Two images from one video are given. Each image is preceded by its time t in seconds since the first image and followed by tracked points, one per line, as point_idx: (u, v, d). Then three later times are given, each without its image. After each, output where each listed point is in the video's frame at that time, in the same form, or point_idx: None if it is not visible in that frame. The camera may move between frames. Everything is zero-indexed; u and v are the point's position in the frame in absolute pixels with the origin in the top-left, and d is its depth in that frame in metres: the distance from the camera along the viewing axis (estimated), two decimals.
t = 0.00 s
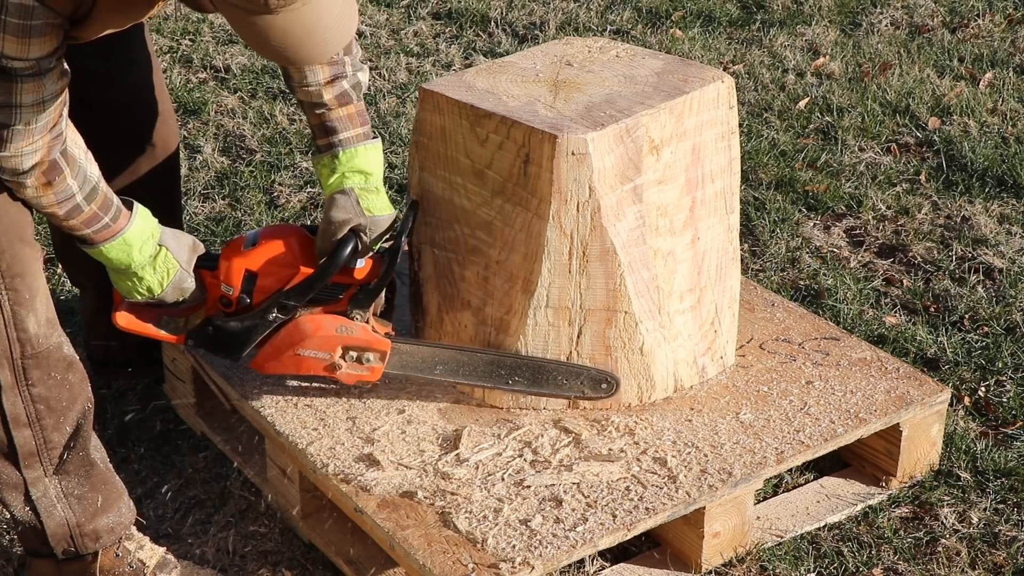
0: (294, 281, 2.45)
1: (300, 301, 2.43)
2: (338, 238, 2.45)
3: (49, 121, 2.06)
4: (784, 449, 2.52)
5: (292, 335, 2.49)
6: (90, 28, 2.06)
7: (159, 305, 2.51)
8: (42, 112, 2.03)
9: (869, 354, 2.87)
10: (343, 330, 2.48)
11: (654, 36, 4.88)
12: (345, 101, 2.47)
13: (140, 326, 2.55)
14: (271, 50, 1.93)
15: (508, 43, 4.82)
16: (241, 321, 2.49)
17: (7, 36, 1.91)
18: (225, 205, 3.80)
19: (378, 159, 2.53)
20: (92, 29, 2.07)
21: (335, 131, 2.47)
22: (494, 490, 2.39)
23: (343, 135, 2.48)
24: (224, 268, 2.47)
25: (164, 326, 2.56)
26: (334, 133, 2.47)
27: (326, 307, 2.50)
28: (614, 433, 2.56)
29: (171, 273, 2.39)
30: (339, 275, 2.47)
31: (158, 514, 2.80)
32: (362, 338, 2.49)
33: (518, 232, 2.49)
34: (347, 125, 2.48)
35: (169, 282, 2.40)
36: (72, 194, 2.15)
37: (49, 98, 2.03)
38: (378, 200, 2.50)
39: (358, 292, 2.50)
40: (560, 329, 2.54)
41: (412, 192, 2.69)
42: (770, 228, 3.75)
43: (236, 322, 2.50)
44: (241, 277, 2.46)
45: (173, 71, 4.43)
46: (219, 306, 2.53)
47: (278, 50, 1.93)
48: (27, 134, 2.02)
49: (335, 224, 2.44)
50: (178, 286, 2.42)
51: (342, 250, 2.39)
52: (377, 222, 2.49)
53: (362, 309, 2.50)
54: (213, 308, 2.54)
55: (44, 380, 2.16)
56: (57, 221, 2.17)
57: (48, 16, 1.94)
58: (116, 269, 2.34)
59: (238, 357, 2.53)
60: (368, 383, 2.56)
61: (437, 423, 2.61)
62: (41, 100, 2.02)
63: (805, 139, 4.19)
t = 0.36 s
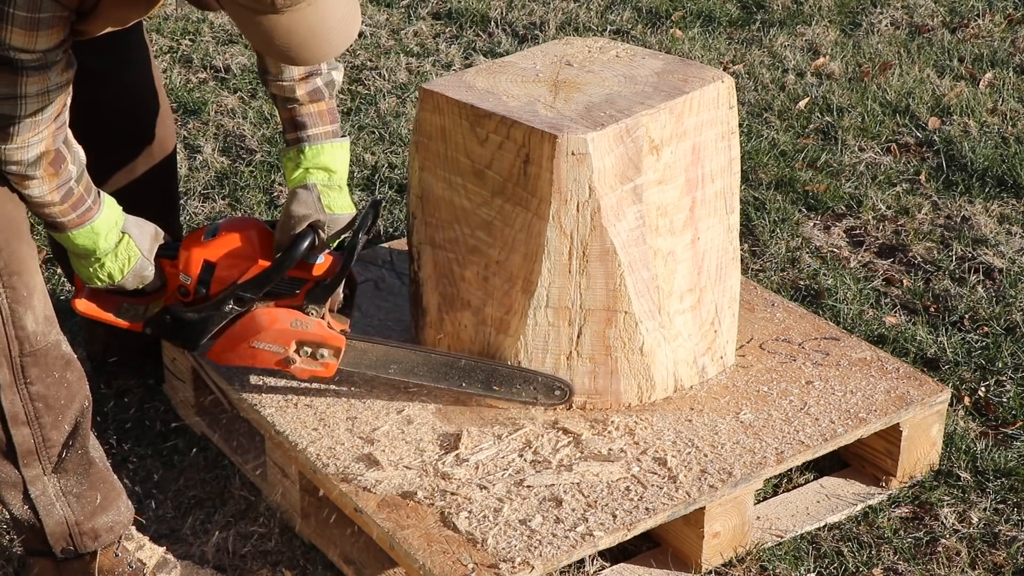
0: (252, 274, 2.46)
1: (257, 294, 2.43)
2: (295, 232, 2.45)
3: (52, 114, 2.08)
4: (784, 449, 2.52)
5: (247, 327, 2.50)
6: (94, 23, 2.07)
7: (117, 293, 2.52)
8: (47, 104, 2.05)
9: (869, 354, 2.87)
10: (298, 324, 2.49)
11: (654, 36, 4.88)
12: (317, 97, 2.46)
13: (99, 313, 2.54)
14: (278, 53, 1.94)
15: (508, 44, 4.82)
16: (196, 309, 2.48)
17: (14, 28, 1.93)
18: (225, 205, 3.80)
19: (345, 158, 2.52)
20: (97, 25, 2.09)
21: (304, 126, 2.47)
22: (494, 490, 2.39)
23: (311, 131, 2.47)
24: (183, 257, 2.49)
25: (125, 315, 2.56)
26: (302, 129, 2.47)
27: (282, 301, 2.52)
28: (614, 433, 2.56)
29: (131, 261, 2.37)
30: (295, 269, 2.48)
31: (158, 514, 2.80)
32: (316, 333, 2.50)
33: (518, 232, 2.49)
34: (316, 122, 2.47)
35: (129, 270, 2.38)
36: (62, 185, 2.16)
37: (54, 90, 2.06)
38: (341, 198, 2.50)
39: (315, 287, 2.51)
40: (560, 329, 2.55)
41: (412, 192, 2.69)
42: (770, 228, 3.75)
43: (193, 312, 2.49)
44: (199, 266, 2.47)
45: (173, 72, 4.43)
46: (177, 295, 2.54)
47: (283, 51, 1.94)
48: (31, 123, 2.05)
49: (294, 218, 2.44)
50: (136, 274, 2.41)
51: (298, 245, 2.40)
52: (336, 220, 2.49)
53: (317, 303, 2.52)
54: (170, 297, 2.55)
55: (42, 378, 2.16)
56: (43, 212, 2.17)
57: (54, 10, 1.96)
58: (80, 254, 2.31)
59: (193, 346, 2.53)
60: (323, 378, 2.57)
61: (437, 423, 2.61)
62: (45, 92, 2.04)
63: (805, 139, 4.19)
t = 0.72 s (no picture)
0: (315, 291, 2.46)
1: (318, 311, 2.43)
2: (354, 248, 2.46)
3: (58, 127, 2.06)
4: (784, 449, 2.52)
5: (306, 348, 2.47)
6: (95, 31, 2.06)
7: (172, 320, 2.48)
8: (51, 117, 2.03)
9: (869, 354, 2.87)
10: (359, 341, 2.47)
11: (654, 36, 4.88)
12: (360, 110, 2.47)
13: (154, 342, 2.50)
14: (284, 58, 1.94)
15: (508, 44, 4.82)
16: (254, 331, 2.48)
17: (18, 41, 1.92)
18: (225, 205, 3.80)
19: (396, 170, 2.54)
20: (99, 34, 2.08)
21: (351, 141, 2.48)
22: (494, 490, 2.39)
23: (358, 145, 2.49)
24: (237, 279, 2.45)
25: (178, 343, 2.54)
26: (349, 143, 2.48)
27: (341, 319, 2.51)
28: (615, 433, 2.56)
29: (187, 286, 2.39)
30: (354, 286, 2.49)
31: (158, 514, 2.80)
32: (378, 349, 2.48)
33: (518, 232, 2.49)
34: (362, 135, 2.48)
35: (185, 296, 2.40)
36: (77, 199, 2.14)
37: (58, 102, 2.03)
38: (396, 211, 2.52)
39: (375, 302, 2.52)
40: (559, 329, 2.55)
41: (413, 192, 2.69)
42: (770, 228, 3.75)
43: (252, 334, 2.48)
44: (256, 289, 2.44)
45: (173, 72, 4.43)
46: (229, 318, 2.51)
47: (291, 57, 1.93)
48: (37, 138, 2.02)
49: (351, 234, 2.46)
50: (193, 299, 2.42)
51: (359, 260, 2.40)
52: (393, 232, 2.51)
53: (377, 319, 2.51)
54: (223, 321, 2.52)
55: (48, 382, 2.16)
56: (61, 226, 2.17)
57: (59, 21, 1.95)
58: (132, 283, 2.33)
59: (250, 371, 2.50)
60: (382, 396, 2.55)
61: (437, 423, 2.61)
62: (49, 105, 2.02)
63: (805, 139, 4.19)
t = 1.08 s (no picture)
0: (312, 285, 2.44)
1: (316, 305, 2.41)
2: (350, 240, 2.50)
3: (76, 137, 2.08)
4: (784, 449, 2.52)
5: (308, 342, 2.47)
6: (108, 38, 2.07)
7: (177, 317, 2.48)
8: (71, 124, 2.05)
9: (869, 354, 2.87)
10: (359, 332, 2.46)
11: (654, 36, 4.88)
12: (351, 105, 2.56)
13: (161, 343, 2.52)
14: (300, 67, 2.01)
15: (508, 43, 4.82)
16: (258, 326, 2.45)
17: (37, 55, 1.92)
18: (225, 205, 3.80)
19: (386, 162, 2.60)
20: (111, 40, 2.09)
21: (342, 135, 2.56)
22: (494, 490, 2.39)
23: (350, 138, 2.57)
24: (240, 276, 2.45)
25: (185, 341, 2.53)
26: (341, 138, 2.56)
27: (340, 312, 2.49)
28: (614, 433, 2.56)
29: (192, 281, 2.39)
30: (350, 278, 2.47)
31: (158, 513, 2.80)
32: (378, 341, 2.47)
33: (519, 232, 2.49)
34: (355, 130, 2.57)
35: (190, 291, 2.39)
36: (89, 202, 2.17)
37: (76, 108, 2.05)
38: (389, 201, 2.56)
39: (372, 295, 2.50)
40: (560, 329, 2.55)
41: (412, 192, 2.69)
42: (770, 228, 3.75)
43: (254, 330, 2.46)
44: (257, 283, 2.44)
45: (173, 71, 4.43)
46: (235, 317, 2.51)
47: (308, 65, 1.99)
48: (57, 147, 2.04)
49: (346, 225, 2.51)
50: (199, 295, 2.41)
51: (353, 251, 2.40)
52: (388, 222, 2.53)
53: (376, 311, 2.50)
54: (229, 319, 2.51)
55: (53, 378, 2.16)
56: (72, 228, 2.18)
57: (76, 33, 1.95)
58: (137, 279, 2.34)
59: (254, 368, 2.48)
60: (387, 388, 2.54)
61: (437, 423, 2.61)
62: (68, 112, 2.03)
63: (805, 139, 4.19)
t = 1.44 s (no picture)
0: (324, 247, 2.38)
1: (331, 266, 2.37)
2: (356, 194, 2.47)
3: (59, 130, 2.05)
4: (784, 449, 2.52)
5: (328, 305, 2.42)
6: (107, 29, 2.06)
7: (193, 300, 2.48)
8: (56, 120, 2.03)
9: (869, 354, 2.87)
10: (378, 289, 2.41)
11: (654, 36, 4.88)
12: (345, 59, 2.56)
13: (180, 327, 2.51)
14: (313, 49, 1.98)
15: (508, 44, 4.82)
16: (275, 296, 2.44)
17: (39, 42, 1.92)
18: (225, 205, 3.80)
19: (384, 112, 2.58)
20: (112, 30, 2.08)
21: (338, 88, 2.55)
22: (494, 490, 2.39)
23: (346, 91, 2.56)
24: (251, 248, 2.43)
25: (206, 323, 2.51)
26: (337, 91, 2.56)
27: (358, 269, 2.43)
28: (614, 433, 2.56)
29: (203, 260, 2.40)
30: (362, 235, 2.40)
31: (158, 513, 2.80)
32: (398, 295, 2.42)
33: (518, 232, 2.49)
34: (349, 81, 2.56)
35: (203, 270, 2.41)
36: (80, 196, 2.16)
37: (63, 105, 2.03)
38: (392, 150, 2.54)
39: (387, 248, 2.42)
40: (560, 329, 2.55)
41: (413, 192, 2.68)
42: (770, 228, 3.75)
43: (272, 300, 2.44)
44: (269, 255, 2.41)
45: (172, 72, 4.43)
46: (254, 290, 2.48)
47: (320, 46, 1.97)
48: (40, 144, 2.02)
49: (352, 179, 2.47)
50: (212, 274, 2.43)
51: (360, 207, 2.34)
52: (393, 171, 2.51)
53: (393, 264, 2.42)
54: (247, 294, 2.49)
55: (47, 381, 2.16)
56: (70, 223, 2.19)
57: (78, 21, 1.95)
58: (147, 265, 2.36)
59: (279, 337, 2.47)
60: (416, 342, 2.50)
61: (437, 423, 2.61)
62: (56, 108, 2.02)
63: (805, 139, 4.19)
